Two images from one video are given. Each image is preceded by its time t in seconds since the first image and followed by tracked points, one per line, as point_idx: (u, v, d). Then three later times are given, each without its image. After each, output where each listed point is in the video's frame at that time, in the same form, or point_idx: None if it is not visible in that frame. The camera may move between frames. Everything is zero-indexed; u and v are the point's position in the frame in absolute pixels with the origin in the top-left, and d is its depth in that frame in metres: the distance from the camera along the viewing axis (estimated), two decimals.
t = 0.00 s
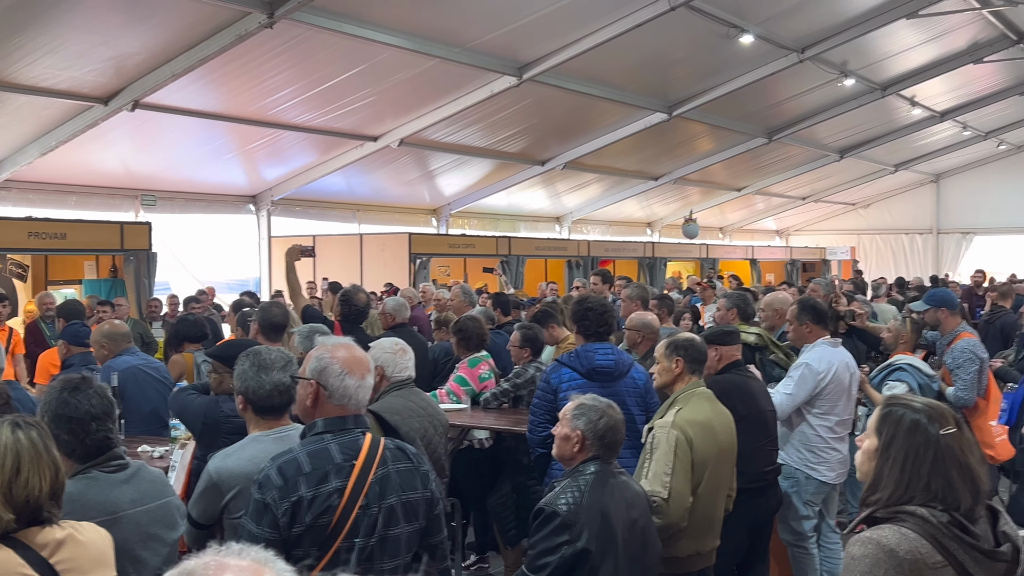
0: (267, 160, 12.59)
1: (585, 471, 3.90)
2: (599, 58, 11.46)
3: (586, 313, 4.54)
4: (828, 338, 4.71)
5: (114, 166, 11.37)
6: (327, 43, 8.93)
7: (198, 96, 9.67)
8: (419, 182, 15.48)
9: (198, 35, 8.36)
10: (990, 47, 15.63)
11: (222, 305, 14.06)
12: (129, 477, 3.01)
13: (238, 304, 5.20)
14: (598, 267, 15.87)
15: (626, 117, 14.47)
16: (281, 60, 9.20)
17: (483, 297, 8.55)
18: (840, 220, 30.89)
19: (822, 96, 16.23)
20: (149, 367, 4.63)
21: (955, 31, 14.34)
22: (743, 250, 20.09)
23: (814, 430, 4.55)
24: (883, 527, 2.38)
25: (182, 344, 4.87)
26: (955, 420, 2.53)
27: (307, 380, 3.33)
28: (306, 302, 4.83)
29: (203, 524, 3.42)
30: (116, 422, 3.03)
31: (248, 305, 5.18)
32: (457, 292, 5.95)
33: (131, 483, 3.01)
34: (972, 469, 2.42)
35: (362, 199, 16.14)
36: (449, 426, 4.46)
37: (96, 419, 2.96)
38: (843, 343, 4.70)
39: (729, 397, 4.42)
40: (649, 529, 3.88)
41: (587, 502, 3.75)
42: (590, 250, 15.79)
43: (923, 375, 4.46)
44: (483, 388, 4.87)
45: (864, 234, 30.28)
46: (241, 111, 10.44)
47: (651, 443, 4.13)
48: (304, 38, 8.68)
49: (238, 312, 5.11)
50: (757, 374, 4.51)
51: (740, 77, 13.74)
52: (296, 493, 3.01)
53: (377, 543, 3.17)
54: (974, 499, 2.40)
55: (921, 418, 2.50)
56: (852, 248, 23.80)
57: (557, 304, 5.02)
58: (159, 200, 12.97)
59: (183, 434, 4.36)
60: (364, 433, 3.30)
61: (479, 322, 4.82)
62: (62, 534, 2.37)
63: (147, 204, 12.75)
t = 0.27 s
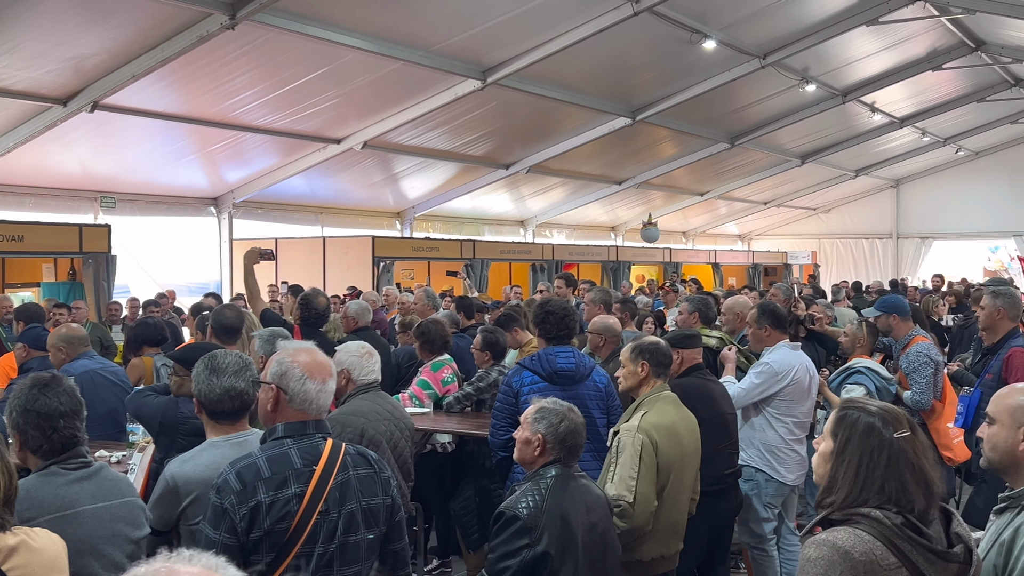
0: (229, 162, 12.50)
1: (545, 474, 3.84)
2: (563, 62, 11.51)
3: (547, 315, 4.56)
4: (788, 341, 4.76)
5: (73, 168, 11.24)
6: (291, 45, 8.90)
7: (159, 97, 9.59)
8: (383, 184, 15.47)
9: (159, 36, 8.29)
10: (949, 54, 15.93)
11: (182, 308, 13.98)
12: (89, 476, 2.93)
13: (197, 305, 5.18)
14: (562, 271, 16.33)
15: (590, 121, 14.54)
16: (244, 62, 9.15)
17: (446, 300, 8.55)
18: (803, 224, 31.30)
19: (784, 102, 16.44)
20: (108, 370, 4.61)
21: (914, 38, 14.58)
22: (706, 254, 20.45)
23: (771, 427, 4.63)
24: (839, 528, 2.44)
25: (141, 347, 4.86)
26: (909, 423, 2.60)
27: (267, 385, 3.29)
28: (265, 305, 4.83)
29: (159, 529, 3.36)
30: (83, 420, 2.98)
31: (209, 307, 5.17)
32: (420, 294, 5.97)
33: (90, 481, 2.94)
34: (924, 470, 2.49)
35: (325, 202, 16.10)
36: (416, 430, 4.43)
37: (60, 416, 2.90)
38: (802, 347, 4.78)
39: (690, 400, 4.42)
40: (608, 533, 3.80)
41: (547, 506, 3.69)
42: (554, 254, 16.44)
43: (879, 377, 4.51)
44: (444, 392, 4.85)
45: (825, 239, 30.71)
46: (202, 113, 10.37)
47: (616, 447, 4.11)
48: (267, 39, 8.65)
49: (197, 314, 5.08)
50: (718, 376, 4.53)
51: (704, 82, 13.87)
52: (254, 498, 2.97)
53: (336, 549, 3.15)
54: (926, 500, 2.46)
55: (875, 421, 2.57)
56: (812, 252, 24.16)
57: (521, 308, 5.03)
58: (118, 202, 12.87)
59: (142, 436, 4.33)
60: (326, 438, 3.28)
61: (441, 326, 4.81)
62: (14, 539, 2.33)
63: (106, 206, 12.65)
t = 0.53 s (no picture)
0: (195, 163, 12.42)
1: (510, 476, 3.79)
2: (531, 64, 11.54)
3: (513, 317, 4.56)
4: (754, 344, 4.77)
5: (36, 169, 11.12)
6: (257, 45, 8.87)
7: (124, 97, 9.52)
8: (351, 186, 15.43)
9: (124, 35, 8.22)
10: (913, 59, 16.13)
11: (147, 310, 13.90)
12: (51, 484, 2.91)
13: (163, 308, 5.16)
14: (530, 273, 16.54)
15: (559, 124, 14.57)
16: (210, 62, 9.10)
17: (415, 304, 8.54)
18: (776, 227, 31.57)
19: (751, 105, 16.56)
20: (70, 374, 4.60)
21: (878, 43, 14.76)
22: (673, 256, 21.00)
23: (736, 424, 4.66)
24: (800, 528, 2.44)
25: (105, 349, 4.85)
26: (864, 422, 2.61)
27: (230, 387, 3.27)
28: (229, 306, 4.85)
29: (120, 533, 3.20)
30: (44, 426, 2.94)
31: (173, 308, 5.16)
32: (388, 296, 5.98)
33: (51, 489, 2.91)
34: (881, 469, 2.49)
35: (292, 204, 16.04)
36: (383, 433, 4.40)
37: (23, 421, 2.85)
38: (768, 349, 4.81)
39: (656, 402, 4.43)
40: (573, 535, 3.75)
41: (512, 507, 3.63)
42: (524, 257, 16.63)
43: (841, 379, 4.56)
44: (412, 395, 4.86)
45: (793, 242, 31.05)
46: (167, 114, 10.31)
47: (586, 449, 3.96)
48: (233, 40, 8.62)
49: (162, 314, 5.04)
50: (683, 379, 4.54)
51: (671, 86, 13.94)
52: (214, 500, 2.95)
53: (299, 553, 3.13)
54: (883, 498, 2.46)
55: (831, 421, 2.58)
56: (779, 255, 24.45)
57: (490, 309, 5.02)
58: (82, 203, 12.77)
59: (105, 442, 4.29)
60: (288, 441, 3.26)
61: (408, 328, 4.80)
62: None
63: (70, 207, 12.55)
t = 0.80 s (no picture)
0: (159, 163, 12.32)
1: (473, 478, 3.75)
2: (498, 66, 11.56)
3: (479, 317, 4.57)
4: (720, 344, 4.81)
5: None
6: (223, 44, 8.82)
7: (86, 96, 9.42)
8: (317, 186, 15.36)
9: (87, 34, 8.14)
10: (877, 62, 16.33)
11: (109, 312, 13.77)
12: None
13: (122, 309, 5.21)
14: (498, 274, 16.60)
15: (526, 125, 14.60)
16: (174, 61, 9.03)
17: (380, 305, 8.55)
18: (738, 228, 31.75)
19: (717, 108, 16.67)
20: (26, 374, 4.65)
21: (841, 46, 14.93)
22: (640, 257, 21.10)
23: (698, 422, 4.71)
24: (757, 529, 2.36)
25: (64, 351, 4.86)
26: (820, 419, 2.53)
27: (186, 389, 3.19)
28: (192, 307, 4.90)
29: (79, 535, 3.18)
30: None
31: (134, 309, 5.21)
32: (355, 298, 6.04)
33: (3, 496, 2.72)
34: (837, 467, 2.41)
35: (257, 204, 15.95)
36: (347, 435, 4.39)
37: None
38: (733, 348, 4.83)
39: (622, 402, 4.44)
40: (537, 535, 3.71)
41: (475, 508, 3.61)
42: (492, 258, 16.56)
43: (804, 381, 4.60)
44: (377, 396, 4.86)
45: (757, 244, 31.19)
46: (130, 113, 10.22)
47: (551, 451, 3.91)
48: (198, 39, 8.57)
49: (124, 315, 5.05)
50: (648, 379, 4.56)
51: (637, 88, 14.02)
52: (170, 504, 2.92)
53: (257, 556, 3.08)
54: (840, 496, 2.39)
55: (786, 418, 2.50)
56: (743, 255, 24.63)
57: (457, 310, 5.03)
58: (42, 203, 12.61)
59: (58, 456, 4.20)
60: (247, 443, 3.23)
61: (374, 328, 4.80)
62: None
63: (31, 207, 12.38)
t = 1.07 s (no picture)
0: (119, 161, 12.21)
1: (434, 478, 3.72)
2: (462, 65, 11.54)
3: (442, 317, 4.56)
4: (683, 343, 4.82)
5: None
6: (184, 41, 8.75)
7: (46, 93, 9.31)
8: (280, 185, 15.25)
9: (45, 30, 8.03)
10: (838, 63, 16.50)
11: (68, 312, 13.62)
12: None
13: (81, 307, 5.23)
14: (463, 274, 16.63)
15: (492, 124, 14.58)
16: (136, 58, 8.94)
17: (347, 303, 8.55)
18: (702, 228, 31.89)
19: (681, 108, 16.76)
20: None
21: (802, 48, 15.07)
22: (605, 256, 21.19)
23: (662, 423, 4.70)
24: (710, 525, 2.33)
25: (23, 351, 4.86)
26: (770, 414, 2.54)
27: (139, 390, 3.09)
28: (152, 306, 4.90)
29: (35, 534, 3.15)
30: None
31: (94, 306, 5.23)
32: (319, 297, 6.05)
33: None
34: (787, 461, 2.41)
35: (219, 203, 15.86)
36: (307, 435, 4.38)
37: None
38: (696, 349, 4.85)
39: (585, 401, 4.44)
40: (498, 535, 3.68)
41: (436, 508, 3.57)
42: (456, 257, 16.76)
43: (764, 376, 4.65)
44: (340, 396, 4.84)
45: (720, 243, 31.35)
46: (90, 110, 10.11)
47: (510, 450, 3.90)
48: (159, 36, 8.49)
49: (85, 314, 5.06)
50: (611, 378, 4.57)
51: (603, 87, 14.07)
52: (122, 507, 2.86)
53: (212, 558, 3.03)
54: (790, 491, 2.39)
55: (733, 414, 2.51)
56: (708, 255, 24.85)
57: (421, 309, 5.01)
58: None
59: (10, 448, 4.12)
60: (202, 444, 3.17)
61: (337, 327, 4.80)
62: None
63: None
